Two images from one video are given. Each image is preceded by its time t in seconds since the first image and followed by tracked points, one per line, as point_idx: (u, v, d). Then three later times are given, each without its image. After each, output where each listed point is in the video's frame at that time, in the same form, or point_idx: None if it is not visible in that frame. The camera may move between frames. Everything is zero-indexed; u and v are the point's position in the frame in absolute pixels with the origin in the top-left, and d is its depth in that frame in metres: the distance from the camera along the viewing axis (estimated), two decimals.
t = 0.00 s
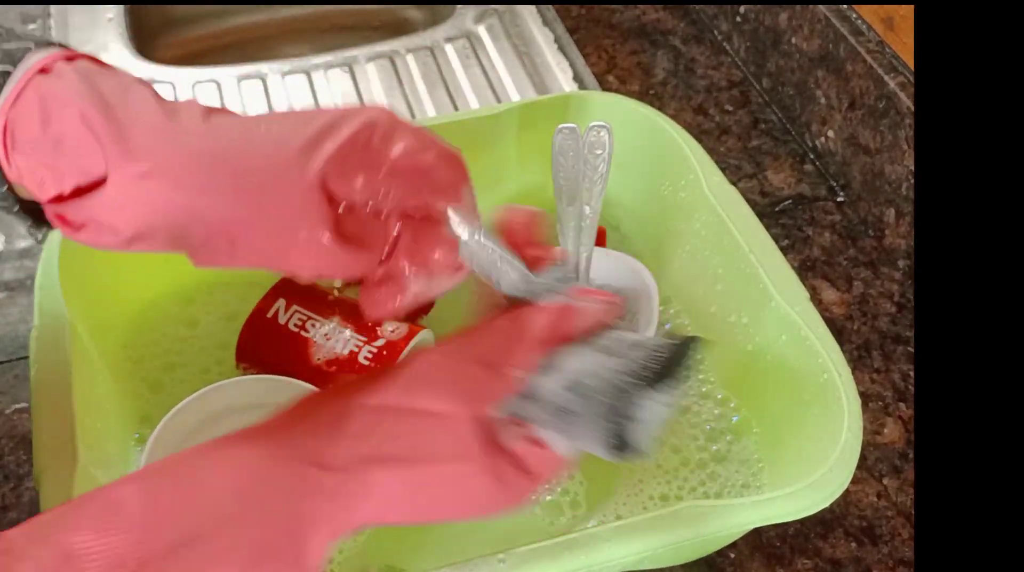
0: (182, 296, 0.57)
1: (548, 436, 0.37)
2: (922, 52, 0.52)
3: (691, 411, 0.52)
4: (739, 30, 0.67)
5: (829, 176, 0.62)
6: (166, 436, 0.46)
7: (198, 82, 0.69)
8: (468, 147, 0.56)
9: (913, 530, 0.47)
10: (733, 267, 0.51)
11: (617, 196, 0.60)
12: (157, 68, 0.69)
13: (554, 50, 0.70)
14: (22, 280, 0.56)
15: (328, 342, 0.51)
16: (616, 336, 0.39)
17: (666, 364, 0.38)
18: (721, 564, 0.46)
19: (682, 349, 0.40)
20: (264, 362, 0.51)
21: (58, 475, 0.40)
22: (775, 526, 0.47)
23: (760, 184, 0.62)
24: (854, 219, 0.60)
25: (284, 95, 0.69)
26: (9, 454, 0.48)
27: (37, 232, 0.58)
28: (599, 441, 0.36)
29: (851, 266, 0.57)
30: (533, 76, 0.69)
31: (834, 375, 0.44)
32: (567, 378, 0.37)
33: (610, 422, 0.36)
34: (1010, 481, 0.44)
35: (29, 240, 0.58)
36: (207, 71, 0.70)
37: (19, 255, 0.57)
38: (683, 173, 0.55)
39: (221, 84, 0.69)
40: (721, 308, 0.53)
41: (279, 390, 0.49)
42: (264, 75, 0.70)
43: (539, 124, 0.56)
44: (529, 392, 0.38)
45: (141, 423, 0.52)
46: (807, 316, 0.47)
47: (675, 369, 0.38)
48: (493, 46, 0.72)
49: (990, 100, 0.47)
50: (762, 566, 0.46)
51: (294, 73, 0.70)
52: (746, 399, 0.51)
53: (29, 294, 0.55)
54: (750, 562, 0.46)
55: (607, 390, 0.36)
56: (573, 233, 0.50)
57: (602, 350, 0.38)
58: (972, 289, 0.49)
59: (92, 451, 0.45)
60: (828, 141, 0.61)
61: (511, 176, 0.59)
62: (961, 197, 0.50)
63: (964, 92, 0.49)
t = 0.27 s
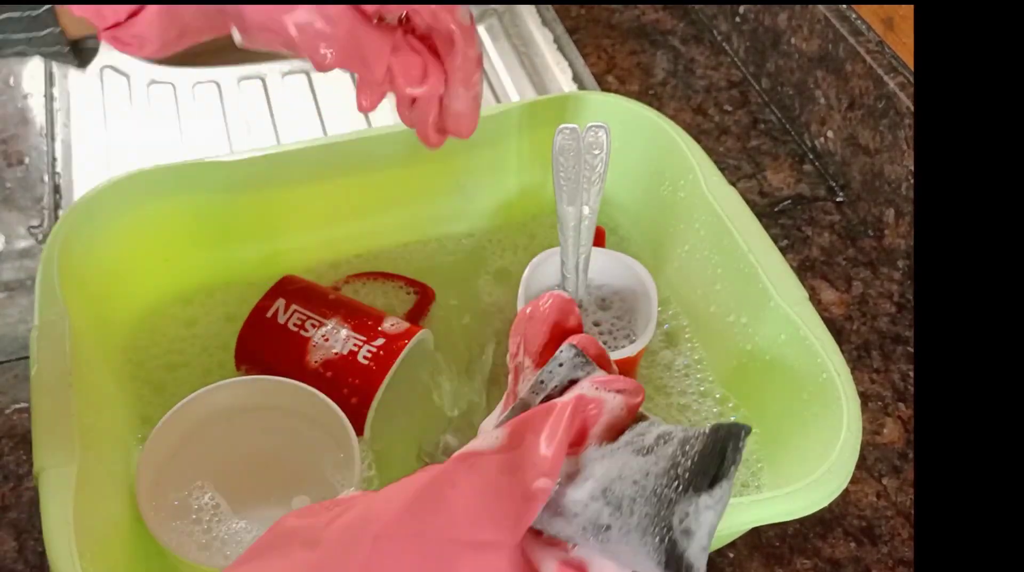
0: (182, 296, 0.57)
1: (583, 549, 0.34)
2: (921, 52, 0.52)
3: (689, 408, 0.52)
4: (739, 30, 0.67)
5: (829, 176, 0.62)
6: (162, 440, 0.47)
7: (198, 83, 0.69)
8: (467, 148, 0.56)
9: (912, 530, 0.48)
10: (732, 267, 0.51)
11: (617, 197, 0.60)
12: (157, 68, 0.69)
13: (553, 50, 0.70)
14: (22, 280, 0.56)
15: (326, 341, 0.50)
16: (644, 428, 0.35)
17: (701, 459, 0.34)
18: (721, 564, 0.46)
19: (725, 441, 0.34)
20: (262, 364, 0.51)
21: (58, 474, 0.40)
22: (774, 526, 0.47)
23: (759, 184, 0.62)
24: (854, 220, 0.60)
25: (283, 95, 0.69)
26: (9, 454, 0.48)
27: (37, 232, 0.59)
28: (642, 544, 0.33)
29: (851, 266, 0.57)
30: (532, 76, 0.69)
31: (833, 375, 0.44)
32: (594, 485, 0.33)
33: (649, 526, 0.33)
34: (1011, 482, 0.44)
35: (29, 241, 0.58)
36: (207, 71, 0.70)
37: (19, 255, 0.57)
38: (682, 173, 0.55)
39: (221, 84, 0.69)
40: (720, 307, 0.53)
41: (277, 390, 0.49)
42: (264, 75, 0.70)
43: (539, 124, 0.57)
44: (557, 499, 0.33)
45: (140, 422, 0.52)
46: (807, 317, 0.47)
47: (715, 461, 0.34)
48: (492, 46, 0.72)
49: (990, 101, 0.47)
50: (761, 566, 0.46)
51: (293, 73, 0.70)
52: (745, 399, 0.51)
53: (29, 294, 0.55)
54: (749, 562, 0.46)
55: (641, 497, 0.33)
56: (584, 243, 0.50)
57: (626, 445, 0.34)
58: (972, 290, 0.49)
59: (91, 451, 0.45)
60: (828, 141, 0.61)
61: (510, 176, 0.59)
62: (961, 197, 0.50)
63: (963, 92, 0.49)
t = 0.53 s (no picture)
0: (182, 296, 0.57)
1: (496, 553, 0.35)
2: (922, 52, 0.52)
3: (689, 411, 0.53)
4: (739, 31, 0.67)
5: (828, 176, 0.62)
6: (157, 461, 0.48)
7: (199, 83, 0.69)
8: (467, 147, 0.56)
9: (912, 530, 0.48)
10: (732, 267, 0.51)
11: (617, 197, 0.60)
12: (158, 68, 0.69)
13: (553, 50, 0.70)
14: (22, 280, 0.56)
15: (331, 342, 0.52)
16: (552, 428, 0.37)
17: (602, 466, 0.33)
18: (720, 564, 0.46)
19: (621, 451, 0.33)
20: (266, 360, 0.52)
21: (57, 475, 0.40)
22: (774, 526, 0.47)
23: (759, 184, 0.62)
24: (853, 219, 0.60)
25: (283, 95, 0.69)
26: (8, 454, 0.48)
27: (37, 232, 0.59)
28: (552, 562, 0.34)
29: (851, 266, 0.57)
30: (532, 76, 0.69)
31: (833, 374, 0.44)
32: (502, 491, 0.34)
33: (557, 540, 0.34)
34: (1010, 483, 0.44)
35: (29, 241, 0.58)
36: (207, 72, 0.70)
37: (19, 255, 0.57)
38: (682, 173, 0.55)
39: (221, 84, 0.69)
40: (720, 307, 0.53)
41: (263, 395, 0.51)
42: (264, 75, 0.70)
43: (539, 124, 0.57)
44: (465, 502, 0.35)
45: (140, 422, 0.52)
46: (807, 316, 0.47)
47: (617, 467, 0.33)
48: (492, 46, 0.72)
49: (990, 100, 0.47)
50: (761, 566, 0.46)
51: (294, 73, 0.71)
52: (746, 399, 0.51)
53: (29, 295, 0.55)
54: (749, 562, 0.46)
55: (548, 504, 0.34)
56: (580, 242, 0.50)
57: (536, 446, 0.36)
58: (971, 290, 0.49)
59: (92, 450, 0.45)
60: (827, 141, 0.61)
61: (510, 176, 0.59)
62: (962, 197, 0.50)
63: (965, 92, 0.49)
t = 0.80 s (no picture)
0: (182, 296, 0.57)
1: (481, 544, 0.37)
2: (921, 51, 0.52)
3: (698, 413, 0.52)
4: (738, 31, 0.67)
5: (828, 176, 0.62)
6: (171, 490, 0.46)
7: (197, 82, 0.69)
8: (467, 147, 0.56)
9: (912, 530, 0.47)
10: (732, 267, 0.51)
11: (617, 198, 0.60)
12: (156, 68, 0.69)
13: (553, 50, 0.70)
14: (22, 280, 0.56)
15: (252, 354, 0.50)
16: (555, 476, 0.39)
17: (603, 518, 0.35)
18: (720, 564, 0.46)
19: (623, 503, 0.35)
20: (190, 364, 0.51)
21: (57, 475, 0.40)
22: (773, 526, 0.47)
23: (758, 184, 0.62)
24: (853, 220, 0.60)
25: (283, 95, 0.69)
26: (8, 455, 0.48)
27: (37, 232, 0.59)
28: None
29: (850, 266, 0.57)
30: (532, 75, 0.69)
31: (832, 374, 0.44)
32: (502, 536, 0.36)
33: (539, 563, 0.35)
34: (1010, 481, 0.44)
35: (29, 241, 0.58)
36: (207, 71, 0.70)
37: (19, 255, 0.57)
38: (682, 173, 0.55)
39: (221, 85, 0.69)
40: (720, 307, 0.53)
41: (290, 450, 0.48)
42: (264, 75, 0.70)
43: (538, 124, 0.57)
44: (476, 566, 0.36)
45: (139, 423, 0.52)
46: (807, 316, 0.47)
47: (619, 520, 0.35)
48: (491, 46, 0.72)
49: (989, 99, 0.47)
50: (760, 566, 0.46)
51: (293, 73, 0.71)
52: (745, 399, 0.51)
53: (29, 295, 0.55)
54: (748, 562, 0.46)
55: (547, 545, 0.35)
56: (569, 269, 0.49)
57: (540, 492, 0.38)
58: (972, 289, 0.49)
59: (91, 451, 0.45)
60: (827, 141, 0.61)
61: (510, 176, 0.59)
62: (962, 197, 0.50)
63: (966, 92, 0.49)
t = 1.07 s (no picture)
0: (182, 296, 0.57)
1: None
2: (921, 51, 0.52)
3: (693, 418, 0.52)
4: (738, 31, 0.67)
5: (828, 176, 0.62)
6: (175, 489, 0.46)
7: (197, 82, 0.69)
8: (467, 147, 0.56)
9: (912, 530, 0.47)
10: (732, 267, 0.51)
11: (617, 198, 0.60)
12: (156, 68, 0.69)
13: (553, 50, 0.70)
14: (22, 280, 0.56)
15: (231, 351, 0.49)
16: (534, 493, 0.38)
17: (578, 533, 0.35)
18: (720, 564, 0.46)
19: (597, 521, 0.35)
20: (169, 362, 0.51)
21: (57, 476, 0.40)
22: (773, 526, 0.47)
23: (758, 184, 0.62)
24: (853, 219, 0.60)
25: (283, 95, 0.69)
26: (7, 455, 0.48)
27: (37, 232, 0.59)
28: None
29: (850, 266, 0.57)
30: (531, 75, 0.69)
31: (832, 374, 0.44)
32: (477, 558, 0.36)
33: None
34: (1010, 481, 0.44)
35: (29, 241, 0.58)
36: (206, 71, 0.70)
37: (19, 255, 0.57)
38: (682, 173, 0.55)
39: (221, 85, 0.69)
40: (720, 308, 0.53)
41: (290, 451, 0.48)
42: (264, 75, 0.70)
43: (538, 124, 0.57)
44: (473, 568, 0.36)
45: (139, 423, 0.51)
46: (807, 316, 0.47)
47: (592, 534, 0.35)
48: (491, 45, 0.72)
49: (989, 99, 0.47)
50: (760, 565, 0.46)
51: (293, 73, 0.71)
52: (745, 399, 0.51)
53: (29, 295, 0.55)
54: (748, 562, 0.46)
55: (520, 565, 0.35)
56: (567, 279, 0.49)
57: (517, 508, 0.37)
58: (972, 290, 0.48)
59: (90, 451, 0.45)
60: (827, 141, 0.61)
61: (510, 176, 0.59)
62: (962, 196, 0.50)
63: (965, 91, 0.49)
